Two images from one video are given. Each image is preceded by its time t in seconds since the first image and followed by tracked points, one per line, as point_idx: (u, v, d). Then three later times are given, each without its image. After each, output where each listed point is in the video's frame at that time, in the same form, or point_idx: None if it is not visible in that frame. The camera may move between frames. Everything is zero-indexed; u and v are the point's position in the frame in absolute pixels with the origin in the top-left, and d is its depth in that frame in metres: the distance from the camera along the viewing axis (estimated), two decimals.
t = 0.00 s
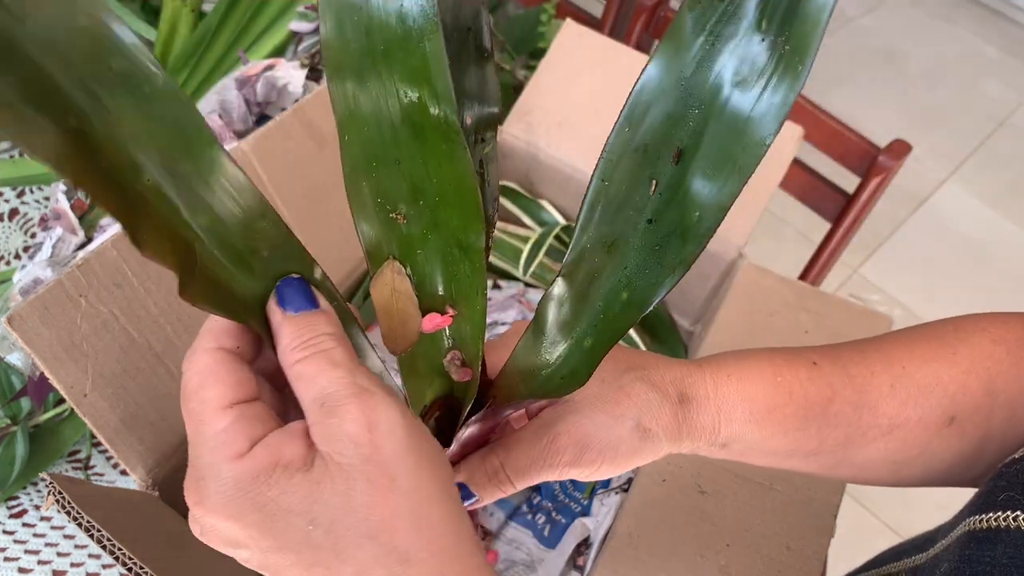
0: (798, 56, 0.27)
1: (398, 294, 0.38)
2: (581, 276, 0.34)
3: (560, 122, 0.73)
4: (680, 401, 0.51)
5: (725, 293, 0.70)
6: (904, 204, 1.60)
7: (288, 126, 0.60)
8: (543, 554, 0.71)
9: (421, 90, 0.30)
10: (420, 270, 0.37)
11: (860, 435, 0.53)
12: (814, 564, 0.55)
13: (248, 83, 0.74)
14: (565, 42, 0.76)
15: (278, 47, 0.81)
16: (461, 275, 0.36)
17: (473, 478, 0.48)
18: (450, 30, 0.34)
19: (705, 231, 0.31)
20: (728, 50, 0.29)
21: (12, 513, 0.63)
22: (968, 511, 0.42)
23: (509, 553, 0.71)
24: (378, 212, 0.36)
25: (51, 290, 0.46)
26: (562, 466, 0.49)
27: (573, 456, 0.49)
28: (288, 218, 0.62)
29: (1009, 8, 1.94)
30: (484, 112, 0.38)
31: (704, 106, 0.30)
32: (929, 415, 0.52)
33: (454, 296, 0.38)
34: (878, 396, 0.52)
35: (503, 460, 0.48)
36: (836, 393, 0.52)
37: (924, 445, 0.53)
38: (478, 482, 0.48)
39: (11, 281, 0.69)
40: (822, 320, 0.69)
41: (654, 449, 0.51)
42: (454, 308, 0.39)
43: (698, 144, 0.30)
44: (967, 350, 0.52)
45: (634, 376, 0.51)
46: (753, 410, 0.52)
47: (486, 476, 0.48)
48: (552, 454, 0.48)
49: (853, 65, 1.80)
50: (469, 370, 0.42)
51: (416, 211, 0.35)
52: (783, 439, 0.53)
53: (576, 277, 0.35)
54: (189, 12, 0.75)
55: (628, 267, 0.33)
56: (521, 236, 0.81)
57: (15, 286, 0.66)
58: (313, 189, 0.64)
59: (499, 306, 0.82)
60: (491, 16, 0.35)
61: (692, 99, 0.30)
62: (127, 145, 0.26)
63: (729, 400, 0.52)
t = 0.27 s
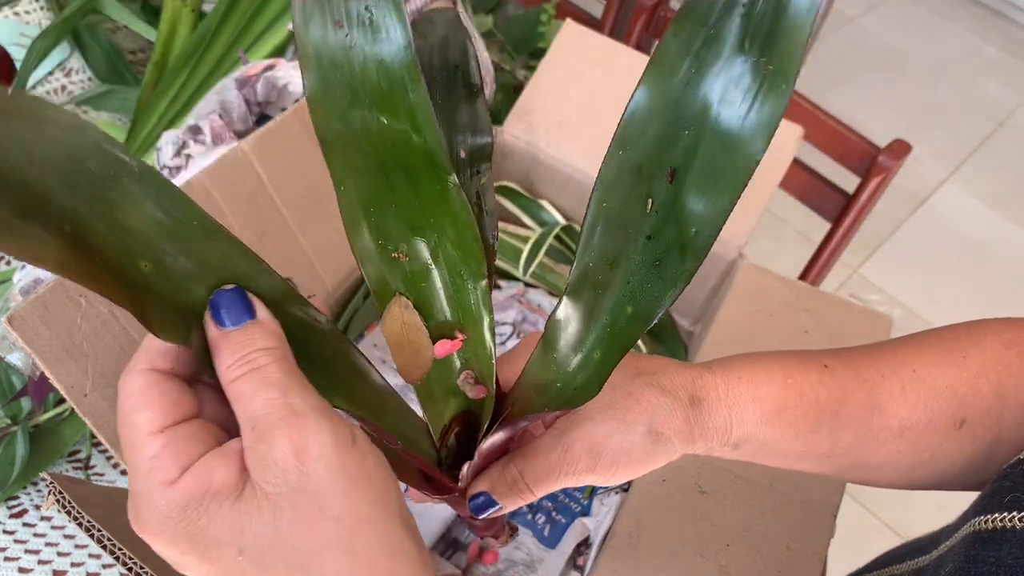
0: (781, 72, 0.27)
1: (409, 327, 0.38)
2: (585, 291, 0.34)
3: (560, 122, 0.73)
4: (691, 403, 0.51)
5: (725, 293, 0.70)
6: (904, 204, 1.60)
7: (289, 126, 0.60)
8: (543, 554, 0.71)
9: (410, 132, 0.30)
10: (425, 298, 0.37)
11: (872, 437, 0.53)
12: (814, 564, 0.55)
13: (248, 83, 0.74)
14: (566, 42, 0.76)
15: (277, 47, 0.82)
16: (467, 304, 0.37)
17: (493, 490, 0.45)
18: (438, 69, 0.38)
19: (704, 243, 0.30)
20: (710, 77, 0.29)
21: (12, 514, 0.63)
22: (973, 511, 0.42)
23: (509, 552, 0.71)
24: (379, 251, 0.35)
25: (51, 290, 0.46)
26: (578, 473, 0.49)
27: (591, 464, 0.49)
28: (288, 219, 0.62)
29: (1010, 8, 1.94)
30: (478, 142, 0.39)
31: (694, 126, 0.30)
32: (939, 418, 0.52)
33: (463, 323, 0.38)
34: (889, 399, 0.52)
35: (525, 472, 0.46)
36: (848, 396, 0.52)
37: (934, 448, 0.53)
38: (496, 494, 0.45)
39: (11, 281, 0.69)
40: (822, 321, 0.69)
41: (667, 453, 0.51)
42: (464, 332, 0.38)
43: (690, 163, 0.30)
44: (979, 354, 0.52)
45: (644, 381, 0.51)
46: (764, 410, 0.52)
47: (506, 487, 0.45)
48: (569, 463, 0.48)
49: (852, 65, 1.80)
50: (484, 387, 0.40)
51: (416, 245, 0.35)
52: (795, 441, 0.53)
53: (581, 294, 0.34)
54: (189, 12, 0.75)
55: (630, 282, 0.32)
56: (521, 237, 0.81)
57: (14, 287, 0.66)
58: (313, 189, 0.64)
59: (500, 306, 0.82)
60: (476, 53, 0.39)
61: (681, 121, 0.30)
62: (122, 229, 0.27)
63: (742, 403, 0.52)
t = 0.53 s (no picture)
0: (813, 128, 0.29)
1: (429, 343, 0.37)
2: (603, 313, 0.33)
3: (560, 122, 0.73)
4: (696, 403, 0.51)
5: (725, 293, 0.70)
6: (904, 204, 1.60)
7: (289, 126, 0.60)
8: (543, 554, 0.71)
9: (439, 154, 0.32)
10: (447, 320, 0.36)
11: (877, 438, 0.53)
12: (814, 564, 0.55)
13: (248, 83, 0.74)
14: (566, 41, 0.76)
15: (277, 46, 0.82)
16: (483, 320, 0.35)
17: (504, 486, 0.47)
18: (452, 95, 0.40)
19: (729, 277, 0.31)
20: (747, 121, 0.30)
21: (12, 513, 0.63)
22: (979, 509, 0.42)
23: (509, 552, 0.71)
24: (403, 279, 0.36)
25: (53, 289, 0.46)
26: (587, 471, 0.49)
27: (596, 462, 0.49)
28: (288, 219, 0.62)
29: (1009, 8, 1.94)
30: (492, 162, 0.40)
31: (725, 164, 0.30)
32: (946, 420, 0.52)
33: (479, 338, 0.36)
34: (894, 400, 0.52)
35: (531, 467, 0.46)
36: (853, 397, 0.52)
37: (941, 449, 0.53)
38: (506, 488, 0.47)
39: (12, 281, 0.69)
40: (822, 320, 0.69)
41: (672, 451, 0.51)
42: (481, 348, 0.37)
43: (718, 202, 0.31)
44: (987, 358, 0.51)
45: (652, 381, 0.51)
46: (768, 410, 0.52)
47: (514, 481, 0.47)
48: (576, 461, 0.48)
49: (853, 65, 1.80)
50: (498, 396, 0.39)
51: (440, 273, 0.35)
52: (801, 440, 0.53)
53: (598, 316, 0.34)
54: (189, 12, 0.75)
55: (650, 310, 0.32)
56: (521, 236, 0.81)
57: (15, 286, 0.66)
58: (314, 189, 0.64)
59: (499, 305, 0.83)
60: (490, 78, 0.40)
61: (711, 157, 0.31)
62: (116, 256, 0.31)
63: (749, 403, 0.52)
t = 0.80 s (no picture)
0: (789, 168, 0.28)
1: (450, 363, 0.37)
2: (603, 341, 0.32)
3: (561, 122, 0.73)
4: (705, 409, 0.52)
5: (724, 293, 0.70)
6: (904, 203, 1.60)
7: (289, 126, 0.60)
8: (543, 554, 0.71)
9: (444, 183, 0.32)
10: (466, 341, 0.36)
11: (887, 442, 0.53)
12: (814, 565, 0.55)
13: (248, 83, 0.74)
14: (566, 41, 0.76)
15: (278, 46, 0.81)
16: (504, 341, 0.35)
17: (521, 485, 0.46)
18: (468, 127, 0.40)
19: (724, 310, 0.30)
20: (730, 160, 0.29)
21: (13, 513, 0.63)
22: (991, 502, 0.41)
23: (510, 552, 0.71)
24: (410, 302, 0.36)
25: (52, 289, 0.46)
26: (598, 471, 0.49)
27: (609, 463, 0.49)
28: (289, 218, 0.62)
29: (1009, 8, 1.94)
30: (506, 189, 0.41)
31: (712, 198, 0.29)
32: (958, 425, 0.51)
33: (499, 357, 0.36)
34: (906, 406, 0.52)
35: (551, 467, 0.46)
36: (864, 403, 0.53)
37: (955, 454, 0.52)
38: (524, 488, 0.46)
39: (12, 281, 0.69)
40: (823, 320, 0.69)
41: (682, 453, 0.52)
42: (500, 363, 0.36)
43: (711, 233, 0.29)
44: (999, 363, 0.51)
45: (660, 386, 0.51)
46: (778, 416, 0.53)
47: (532, 482, 0.46)
48: (591, 462, 0.48)
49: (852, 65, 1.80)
50: (517, 404, 0.39)
51: (455, 294, 0.35)
52: (812, 443, 0.53)
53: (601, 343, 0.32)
54: (189, 12, 0.76)
55: (652, 335, 0.31)
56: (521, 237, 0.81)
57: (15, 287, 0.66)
58: (314, 188, 0.63)
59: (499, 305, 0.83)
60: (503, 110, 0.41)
61: (698, 194, 0.30)
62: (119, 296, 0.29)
63: (759, 409, 0.53)
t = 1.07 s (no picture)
0: (800, 181, 0.29)
1: (462, 370, 0.37)
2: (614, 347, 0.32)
3: (561, 122, 0.73)
4: (713, 409, 0.52)
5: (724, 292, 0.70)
6: (904, 203, 1.60)
7: (289, 126, 0.61)
8: (543, 554, 0.71)
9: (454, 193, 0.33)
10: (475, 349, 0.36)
11: (896, 443, 0.53)
12: (814, 565, 0.55)
13: (248, 83, 0.74)
14: (566, 41, 0.76)
15: (278, 47, 0.82)
16: (514, 344, 0.34)
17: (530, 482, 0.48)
18: (475, 139, 0.40)
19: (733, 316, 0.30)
20: (741, 173, 0.30)
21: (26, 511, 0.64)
22: (996, 503, 0.41)
23: (510, 552, 0.71)
24: (425, 315, 0.36)
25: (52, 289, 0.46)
26: (607, 470, 0.50)
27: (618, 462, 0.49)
28: (289, 218, 0.61)
29: (1009, 8, 1.94)
30: (514, 197, 0.41)
31: (723, 210, 0.30)
32: (966, 427, 0.51)
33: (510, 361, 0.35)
34: (914, 407, 0.52)
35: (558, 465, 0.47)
36: (872, 405, 0.53)
37: (962, 455, 0.52)
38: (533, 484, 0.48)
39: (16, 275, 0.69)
40: (823, 320, 0.69)
41: (690, 454, 0.53)
42: (509, 368, 0.36)
43: (718, 244, 0.30)
44: (1009, 367, 0.51)
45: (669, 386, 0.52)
46: (786, 416, 0.53)
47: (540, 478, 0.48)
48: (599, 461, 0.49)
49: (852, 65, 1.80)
50: (527, 408, 0.39)
51: (467, 304, 0.35)
52: (820, 443, 0.53)
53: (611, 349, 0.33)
54: (189, 12, 0.77)
55: (661, 342, 0.31)
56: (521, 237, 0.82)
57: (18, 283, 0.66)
58: (314, 188, 0.63)
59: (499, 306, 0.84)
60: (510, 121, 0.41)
61: (706, 207, 0.31)
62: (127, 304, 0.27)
63: (768, 409, 0.53)
